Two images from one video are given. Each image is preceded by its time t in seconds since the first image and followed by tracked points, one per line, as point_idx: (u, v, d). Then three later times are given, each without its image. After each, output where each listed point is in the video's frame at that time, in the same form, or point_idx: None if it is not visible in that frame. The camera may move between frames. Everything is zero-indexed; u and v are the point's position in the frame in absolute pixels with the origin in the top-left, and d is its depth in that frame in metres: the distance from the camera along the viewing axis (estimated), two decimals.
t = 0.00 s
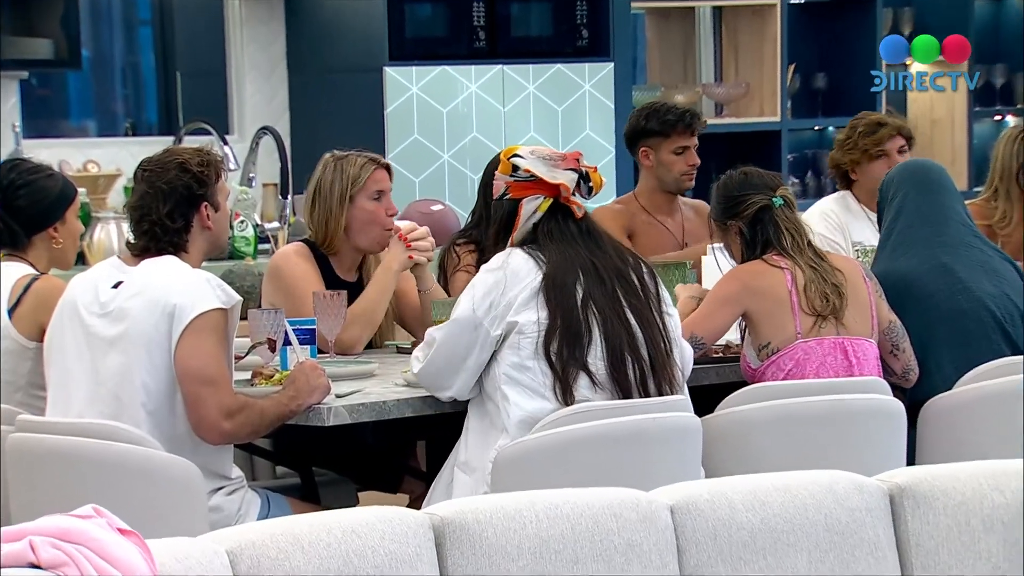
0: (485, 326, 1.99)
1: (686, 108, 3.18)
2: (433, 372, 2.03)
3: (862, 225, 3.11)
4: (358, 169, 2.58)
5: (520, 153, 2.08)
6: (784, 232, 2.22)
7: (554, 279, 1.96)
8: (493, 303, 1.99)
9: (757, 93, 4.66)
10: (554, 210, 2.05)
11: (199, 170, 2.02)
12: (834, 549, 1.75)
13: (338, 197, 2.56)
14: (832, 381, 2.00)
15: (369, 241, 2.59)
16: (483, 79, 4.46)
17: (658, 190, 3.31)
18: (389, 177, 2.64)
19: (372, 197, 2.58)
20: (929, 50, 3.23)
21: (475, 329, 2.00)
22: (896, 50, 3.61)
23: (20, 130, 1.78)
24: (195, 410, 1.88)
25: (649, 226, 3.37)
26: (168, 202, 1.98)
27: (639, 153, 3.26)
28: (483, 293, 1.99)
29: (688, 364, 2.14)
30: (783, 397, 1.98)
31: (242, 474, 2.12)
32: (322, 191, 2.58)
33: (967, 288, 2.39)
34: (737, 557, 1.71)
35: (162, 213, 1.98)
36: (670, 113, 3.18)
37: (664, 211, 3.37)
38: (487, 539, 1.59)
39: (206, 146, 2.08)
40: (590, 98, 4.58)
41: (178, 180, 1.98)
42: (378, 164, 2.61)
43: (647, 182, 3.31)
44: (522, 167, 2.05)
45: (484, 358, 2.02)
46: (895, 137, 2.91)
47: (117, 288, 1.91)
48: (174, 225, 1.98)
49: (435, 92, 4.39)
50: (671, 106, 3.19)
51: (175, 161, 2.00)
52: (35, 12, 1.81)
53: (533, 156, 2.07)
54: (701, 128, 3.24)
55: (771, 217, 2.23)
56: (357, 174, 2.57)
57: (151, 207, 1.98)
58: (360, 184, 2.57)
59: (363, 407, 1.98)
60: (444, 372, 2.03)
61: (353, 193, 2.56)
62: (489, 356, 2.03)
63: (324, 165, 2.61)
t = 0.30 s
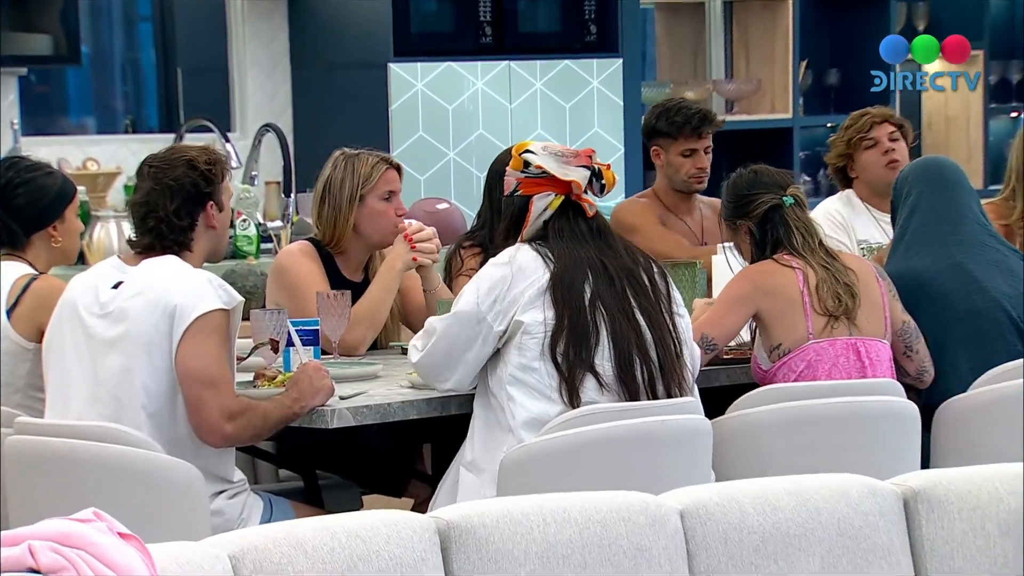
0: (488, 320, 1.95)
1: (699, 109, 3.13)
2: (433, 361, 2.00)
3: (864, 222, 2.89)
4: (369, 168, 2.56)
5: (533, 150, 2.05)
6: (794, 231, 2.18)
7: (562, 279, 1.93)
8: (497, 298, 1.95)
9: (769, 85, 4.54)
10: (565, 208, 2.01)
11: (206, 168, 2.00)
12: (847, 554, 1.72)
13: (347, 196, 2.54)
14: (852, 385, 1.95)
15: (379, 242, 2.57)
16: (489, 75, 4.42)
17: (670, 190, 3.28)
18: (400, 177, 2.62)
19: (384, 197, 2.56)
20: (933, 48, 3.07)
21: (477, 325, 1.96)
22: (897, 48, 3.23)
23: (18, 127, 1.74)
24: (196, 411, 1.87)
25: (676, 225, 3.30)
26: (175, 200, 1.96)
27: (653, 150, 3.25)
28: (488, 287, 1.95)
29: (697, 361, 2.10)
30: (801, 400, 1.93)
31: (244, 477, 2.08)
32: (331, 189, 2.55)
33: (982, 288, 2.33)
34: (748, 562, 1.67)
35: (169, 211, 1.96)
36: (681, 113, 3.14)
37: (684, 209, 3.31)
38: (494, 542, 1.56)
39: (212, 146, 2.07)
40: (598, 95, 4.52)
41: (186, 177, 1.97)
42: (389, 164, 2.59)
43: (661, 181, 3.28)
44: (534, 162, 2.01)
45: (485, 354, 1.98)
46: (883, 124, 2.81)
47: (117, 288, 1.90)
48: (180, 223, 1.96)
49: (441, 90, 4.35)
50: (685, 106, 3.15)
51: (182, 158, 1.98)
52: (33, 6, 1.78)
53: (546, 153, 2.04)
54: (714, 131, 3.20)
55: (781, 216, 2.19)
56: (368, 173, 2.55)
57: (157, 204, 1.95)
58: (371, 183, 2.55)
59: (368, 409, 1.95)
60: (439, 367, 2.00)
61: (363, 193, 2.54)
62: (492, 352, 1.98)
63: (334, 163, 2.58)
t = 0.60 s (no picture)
0: (492, 325, 1.92)
1: (720, 105, 3.11)
2: (436, 368, 1.96)
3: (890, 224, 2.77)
4: (374, 166, 2.54)
5: (535, 147, 2.02)
6: (804, 229, 2.14)
7: (567, 280, 1.89)
8: (500, 302, 1.91)
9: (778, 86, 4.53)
10: (569, 206, 1.98)
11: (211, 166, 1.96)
12: (858, 559, 1.68)
13: (354, 194, 2.52)
14: (861, 386, 1.90)
15: (384, 241, 2.55)
16: (494, 71, 4.46)
17: (693, 188, 3.22)
18: (406, 175, 2.60)
19: (390, 195, 2.55)
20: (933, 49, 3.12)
21: (479, 329, 1.93)
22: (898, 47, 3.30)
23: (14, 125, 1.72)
24: (199, 414, 1.83)
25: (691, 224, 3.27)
26: (182, 196, 1.92)
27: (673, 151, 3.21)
28: (491, 291, 1.91)
29: (702, 361, 2.06)
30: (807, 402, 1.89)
31: (246, 481, 2.05)
32: (337, 187, 2.54)
33: (996, 289, 2.33)
34: (757, 567, 1.64)
35: (176, 207, 1.92)
36: (703, 111, 3.12)
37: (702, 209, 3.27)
38: (498, 547, 1.53)
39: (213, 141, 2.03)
40: (605, 91, 4.51)
41: (191, 174, 1.93)
42: (396, 161, 2.57)
43: (680, 180, 3.23)
44: (539, 159, 1.99)
45: (488, 357, 1.94)
46: (900, 121, 2.71)
47: (115, 288, 1.86)
48: (187, 220, 1.92)
49: (445, 84, 4.42)
50: (706, 103, 3.13)
51: (190, 155, 1.94)
52: None
53: (550, 151, 2.01)
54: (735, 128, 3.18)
55: (791, 215, 2.16)
56: (374, 171, 2.53)
57: (164, 200, 1.91)
58: (376, 181, 2.53)
59: (371, 412, 1.91)
60: (439, 371, 1.97)
61: (369, 191, 2.52)
62: (494, 355, 1.95)
63: (340, 161, 2.56)
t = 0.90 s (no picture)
0: (495, 328, 1.89)
1: (738, 102, 3.09)
2: (438, 371, 1.93)
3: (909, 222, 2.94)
4: (383, 166, 2.51)
5: (540, 144, 1.99)
6: (816, 229, 2.12)
7: (572, 282, 1.86)
8: (503, 304, 1.88)
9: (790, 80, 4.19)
10: (574, 206, 1.94)
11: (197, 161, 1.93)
12: (869, 564, 1.65)
13: (360, 193, 2.48)
14: (872, 387, 1.90)
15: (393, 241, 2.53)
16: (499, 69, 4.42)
17: (707, 188, 3.19)
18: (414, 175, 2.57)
19: (397, 196, 2.51)
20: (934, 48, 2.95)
21: (482, 332, 1.90)
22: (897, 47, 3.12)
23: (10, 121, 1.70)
24: (207, 414, 1.80)
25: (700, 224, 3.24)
26: (163, 193, 1.89)
27: (689, 150, 3.18)
28: (493, 293, 1.88)
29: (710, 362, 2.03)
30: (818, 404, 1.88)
31: (246, 485, 2.02)
32: (343, 187, 2.50)
33: (1011, 289, 2.27)
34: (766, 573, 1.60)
35: (158, 204, 1.89)
36: (721, 108, 3.09)
37: (714, 209, 3.24)
38: (503, 552, 1.49)
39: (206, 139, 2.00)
40: (611, 88, 4.53)
41: (173, 170, 1.90)
42: (403, 161, 2.55)
43: (695, 177, 3.19)
44: (542, 157, 1.95)
45: (490, 362, 1.91)
46: (927, 123, 2.80)
47: (108, 288, 1.82)
48: (170, 217, 1.89)
49: (449, 83, 4.35)
50: (723, 101, 3.11)
51: (174, 152, 1.92)
52: None
53: (555, 148, 1.98)
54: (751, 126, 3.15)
55: (801, 214, 2.13)
56: (382, 171, 2.50)
57: (147, 197, 1.89)
58: (385, 181, 2.50)
59: (373, 414, 1.89)
60: (442, 374, 1.93)
61: (376, 190, 2.49)
62: (497, 359, 1.92)
63: (347, 160, 2.53)
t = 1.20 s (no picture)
0: (500, 330, 1.86)
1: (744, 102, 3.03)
2: (439, 375, 1.90)
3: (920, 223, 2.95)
4: (395, 166, 2.47)
5: (545, 143, 1.95)
6: (826, 229, 2.08)
7: (577, 283, 1.83)
8: (508, 307, 1.86)
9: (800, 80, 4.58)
10: (579, 206, 1.91)
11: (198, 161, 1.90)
12: (882, 570, 1.61)
13: (375, 194, 2.44)
14: (886, 390, 1.86)
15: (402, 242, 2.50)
16: (506, 66, 4.40)
17: (714, 188, 3.17)
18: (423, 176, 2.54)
19: (409, 197, 2.48)
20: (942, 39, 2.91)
21: (487, 338, 1.87)
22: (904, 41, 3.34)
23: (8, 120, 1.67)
24: (219, 419, 1.79)
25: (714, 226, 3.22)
26: (162, 192, 1.86)
27: (693, 149, 3.14)
28: (498, 296, 1.86)
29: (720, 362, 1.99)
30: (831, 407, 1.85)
31: (249, 490, 2.00)
32: (355, 186, 2.46)
33: None
34: None
35: (157, 203, 1.86)
36: (727, 108, 3.03)
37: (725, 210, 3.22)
38: (511, 557, 1.46)
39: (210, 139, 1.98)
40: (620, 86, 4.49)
41: (174, 168, 1.87)
42: (414, 162, 2.51)
43: (701, 179, 3.17)
44: (546, 156, 1.92)
45: (495, 366, 1.89)
46: (955, 127, 2.76)
47: (110, 289, 1.79)
48: (168, 215, 1.86)
49: (456, 80, 4.34)
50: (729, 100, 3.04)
51: (174, 149, 1.89)
52: None
53: (558, 148, 1.94)
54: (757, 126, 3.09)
55: (812, 214, 2.09)
56: (395, 172, 2.46)
57: (146, 196, 1.86)
58: (397, 183, 2.46)
59: (377, 417, 1.86)
60: (446, 381, 1.91)
61: (390, 192, 2.45)
62: (502, 363, 1.90)
63: (357, 160, 2.49)
